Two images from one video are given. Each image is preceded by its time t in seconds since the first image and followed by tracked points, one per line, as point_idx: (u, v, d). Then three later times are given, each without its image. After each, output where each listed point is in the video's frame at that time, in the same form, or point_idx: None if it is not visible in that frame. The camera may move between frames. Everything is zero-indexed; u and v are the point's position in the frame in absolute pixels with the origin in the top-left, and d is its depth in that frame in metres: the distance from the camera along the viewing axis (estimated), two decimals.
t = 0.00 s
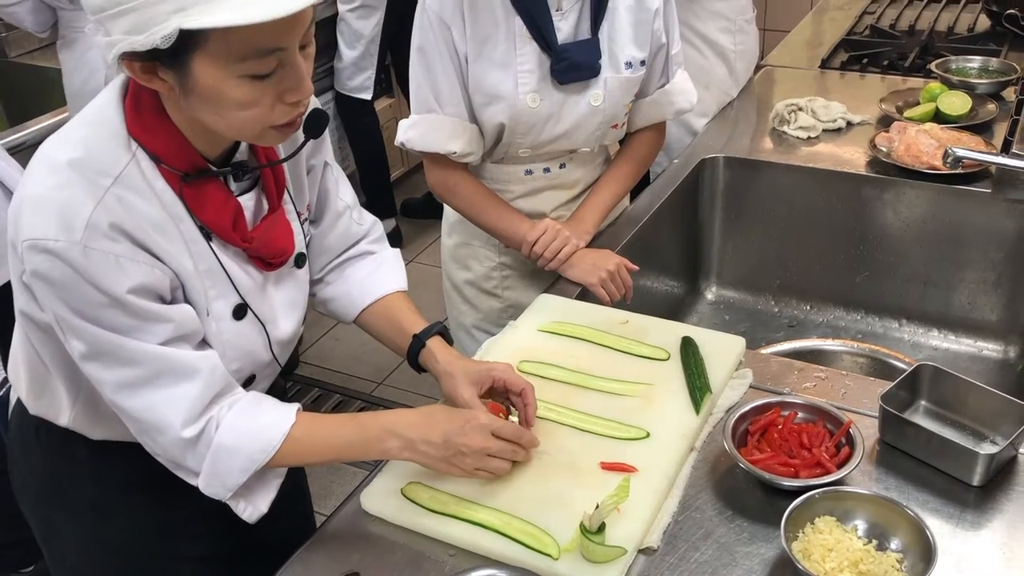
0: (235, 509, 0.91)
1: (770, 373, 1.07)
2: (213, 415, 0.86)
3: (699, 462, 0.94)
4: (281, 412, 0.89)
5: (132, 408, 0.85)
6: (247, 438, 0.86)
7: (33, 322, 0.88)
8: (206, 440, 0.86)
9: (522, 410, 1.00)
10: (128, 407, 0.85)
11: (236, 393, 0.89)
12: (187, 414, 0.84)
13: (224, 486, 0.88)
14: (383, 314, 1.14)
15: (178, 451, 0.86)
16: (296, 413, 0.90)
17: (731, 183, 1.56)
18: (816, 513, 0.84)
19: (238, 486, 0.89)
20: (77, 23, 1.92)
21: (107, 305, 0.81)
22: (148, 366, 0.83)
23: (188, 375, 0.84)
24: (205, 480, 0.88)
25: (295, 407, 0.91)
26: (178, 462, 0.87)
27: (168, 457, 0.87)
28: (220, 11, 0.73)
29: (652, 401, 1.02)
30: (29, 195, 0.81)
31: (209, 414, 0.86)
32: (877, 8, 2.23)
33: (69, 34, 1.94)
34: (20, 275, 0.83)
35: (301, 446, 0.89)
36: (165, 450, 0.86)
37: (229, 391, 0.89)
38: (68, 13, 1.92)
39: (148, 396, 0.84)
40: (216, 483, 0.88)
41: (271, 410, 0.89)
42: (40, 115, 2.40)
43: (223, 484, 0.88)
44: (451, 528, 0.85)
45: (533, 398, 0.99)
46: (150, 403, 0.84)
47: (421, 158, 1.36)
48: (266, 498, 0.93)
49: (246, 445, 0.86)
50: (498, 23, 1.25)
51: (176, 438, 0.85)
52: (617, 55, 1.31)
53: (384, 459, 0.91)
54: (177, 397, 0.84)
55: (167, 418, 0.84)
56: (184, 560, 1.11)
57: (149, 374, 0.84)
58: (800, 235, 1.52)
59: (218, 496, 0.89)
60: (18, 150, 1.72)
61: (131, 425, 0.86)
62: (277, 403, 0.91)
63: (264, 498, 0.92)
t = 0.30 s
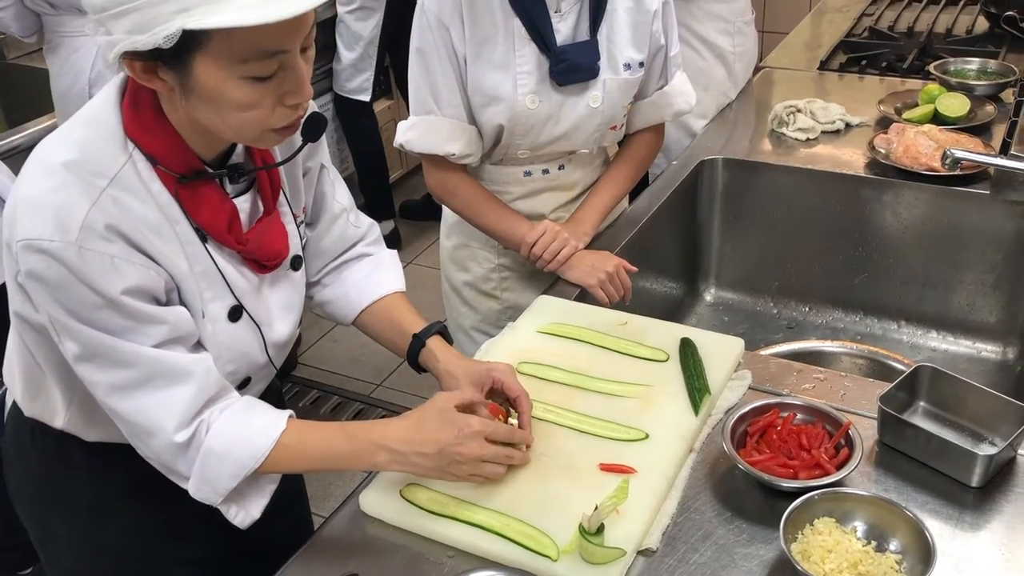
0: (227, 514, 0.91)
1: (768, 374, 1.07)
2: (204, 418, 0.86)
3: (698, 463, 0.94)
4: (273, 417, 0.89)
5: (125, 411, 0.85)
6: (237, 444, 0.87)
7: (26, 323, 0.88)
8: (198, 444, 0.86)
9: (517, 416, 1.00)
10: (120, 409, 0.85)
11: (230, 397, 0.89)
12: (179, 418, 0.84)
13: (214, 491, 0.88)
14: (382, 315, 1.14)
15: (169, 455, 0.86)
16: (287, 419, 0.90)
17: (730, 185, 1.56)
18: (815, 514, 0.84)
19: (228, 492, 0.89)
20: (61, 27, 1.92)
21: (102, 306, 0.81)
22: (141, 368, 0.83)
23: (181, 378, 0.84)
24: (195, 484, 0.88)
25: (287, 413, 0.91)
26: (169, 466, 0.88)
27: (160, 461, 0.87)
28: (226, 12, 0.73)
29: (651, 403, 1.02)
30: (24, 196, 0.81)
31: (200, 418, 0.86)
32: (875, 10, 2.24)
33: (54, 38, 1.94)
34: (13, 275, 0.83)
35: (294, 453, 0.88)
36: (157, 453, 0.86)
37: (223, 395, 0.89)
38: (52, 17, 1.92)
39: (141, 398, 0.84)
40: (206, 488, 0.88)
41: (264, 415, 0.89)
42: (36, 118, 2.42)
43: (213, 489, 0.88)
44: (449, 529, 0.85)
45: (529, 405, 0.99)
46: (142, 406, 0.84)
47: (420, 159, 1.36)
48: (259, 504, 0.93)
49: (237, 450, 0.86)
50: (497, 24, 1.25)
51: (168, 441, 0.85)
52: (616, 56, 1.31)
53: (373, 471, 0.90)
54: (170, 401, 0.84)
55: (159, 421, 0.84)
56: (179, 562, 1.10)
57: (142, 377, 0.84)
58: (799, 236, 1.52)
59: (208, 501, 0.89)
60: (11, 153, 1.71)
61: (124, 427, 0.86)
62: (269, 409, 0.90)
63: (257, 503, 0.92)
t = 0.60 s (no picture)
0: (224, 517, 0.91)
1: (767, 376, 1.07)
2: (203, 420, 0.86)
3: (696, 465, 0.94)
4: (272, 420, 0.89)
5: (122, 412, 0.85)
6: (236, 446, 0.87)
7: (23, 324, 0.88)
8: (196, 446, 0.86)
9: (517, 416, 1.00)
10: (118, 410, 0.85)
11: (228, 399, 0.89)
12: (177, 419, 0.84)
13: (213, 494, 0.88)
14: (380, 317, 1.14)
15: (167, 456, 0.86)
16: (286, 421, 0.90)
17: (728, 187, 1.56)
18: (813, 516, 0.84)
19: (226, 494, 0.89)
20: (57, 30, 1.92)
21: (100, 306, 0.81)
22: (139, 369, 0.83)
23: (179, 379, 0.84)
24: (194, 486, 0.88)
25: (286, 415, 0.91)
26: (167, 468, 0.88)
27: (158, 462, 0.87)
28: (231, 11, 0.73)
29: (649, 405, 1.02)
30: (22, 196, 0.81)
31: (199, 420, 0.86)
32: (873, 12, 2.24)
33: (49, 41, 1.94)
34: (11, 276, 0.83)
35: (292, 456, 0.88)
36: (154, 454, 0.86)
37: (221, 397, 0.89)
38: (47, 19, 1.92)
39: (139, 399, 0.84)
40: (204, 490, 0.88)
41: (263, 417, 0.89)
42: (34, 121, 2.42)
43: (211, 491, 0.88)
44: (447, 531, 0.85)
45: (527, 405, 0.99)
46: (140, 407, 0.84)
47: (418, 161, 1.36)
48: (256, 507, 0.93)
49: (235, 452, 0.86)
50: (495, 26, 1.25)
51: (167, 442, 0.85)
52: (614, 58, 1.31)
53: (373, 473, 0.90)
54: (167, 402, 0.84)
55: (157, 422, 0.84)
56: (176, 565, 1.11)
57: (140, 377, 0.84)
58: (797, 238, 1.52)
59: (207, 503, 0.89)
60: (10, 155, 1.72)
61: (121, 428, 0.87)
62: (268, 411, 0.91)
63: (254, 506, 0.92)
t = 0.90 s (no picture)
0: (221, 521, 0.91)
1: (765, 379, 1.07)
2: (200, 422, 0.86)
3: (695, 468, 0.94)
4: (271, 423, 0.89)
5: (119, 414, 0.85)
6: (235, 448, 0.87)
7: (20, 328, 0.88)
8: (193, 448, 0.86)
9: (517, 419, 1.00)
10: (114, 412, 0.85)
11: (225, 401, 0.89)
12: (174, 421, 0.85)
13: (210, 497, 0.88)
14: (378, 324, 1.14)
15: (163, 458, 0.86)
16: (284, 425, 0.90)
17: (726, 190, 1.56)
18: (811, 519, 0.84)
19: (223, 497, 0.89)
20: (56, 32, 1.93)
21: (97, 307, 0.81)
22: (136, 370, 0.83)
23: (176, 381, 0.85)
24: (191, 488, 0.88)
25: (285, 418, 0.91)
26: (163, 470, 0.88)
27: (154, 464, 0.87)
28: (223, 10, 0.74)
29: (648, 408, 1.02)
30: (20, 197, 0.81)
31: (196, 422, 0.86)
32: (871, 14, 2.25)
33: (49, 43, 1.95)
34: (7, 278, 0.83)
35: (292, 460, 0.88)
36: (151, 456, 0.86)
37: (218, 400, 0.89)
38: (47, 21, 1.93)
39: (135, 400, 0.84)
40: (201, 493, 0.88)
41: (262, 420, 0.89)
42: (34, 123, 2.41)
43: (208, 495, 0.88)
44: (446, 535, 0.86)
45: (526, 407, 0.99)
46: (136, 408, 0.84)
47: (417, 164, 1.36)
48: (252, 510, 0.93)
49: (233, 456, 0.87)
50: (494, 29, 1.26)
51: (163, 443, 0.85)
52: (613, 62, 1.32)
53: (372, 475, 0.90)
54: (165, 404, 0.84)
55: (154, 423, 0.84)
56: (175, 569, 1.11)
57: (137, 379, 0.84)
58: (795, 241, 1.53)
59: (204, 506, 0.89)
60: (11, 157, 1.72)
61: (117, 430, 0.87)
62: (267, 414, 0.91)
63: (250, 510, 0.92)
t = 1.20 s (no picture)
0: (209, 514, 0.91)
1: (764, 378, 1.07)
2: (190, 414, 0.86)
3: (694, 468, 0.94)
4: (264, 417, 0.89)
5: (106, 404, 0.84)
6: (227, 441, 0.87)
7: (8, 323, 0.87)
8: (183, 439, 0.86)
9: (517, 419, 1.00)
10: (102, 402, 0.84)
11: (215, 394, 0.89)
12: (163, 411, 0.84)
13: (199, 490, 0.88)
14: (375, 336, 1.14)
15: (152, 448, 0.86)
16: (278, 420, 0.90)
17: (725, 189, 1.56)
18: (810, 519, 0.83)
19: (212, 491, 0.89)
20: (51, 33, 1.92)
21: (81, 295, 0.80)
22: (124, 359, 0.83)
23: (165, 371, 0.84)
24: (180, 480, 0.88)
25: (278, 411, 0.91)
26: (152, 461, 0.88)
27: (143, 455, 0.87)
28: None
29: (647, 408, 1.02)
30: (7, 184, 0.81)
31: (185, 413, 0.86)
32: (869, 13, 2.24)
33: (43, 44, 1.94)
34: None
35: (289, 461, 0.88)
36: (139, 446, 0.86)
37: (210, 392, 0.89)
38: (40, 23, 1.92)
39: (123, 390, 0.84)
40: (191, 486, 0.88)
41: (255, 414, 0.89)
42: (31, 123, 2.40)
43: (197, 487, 0.88)
44: (445, 536, 0.85)
45: (524, 407, 0.99)
46: (124, 399, 0.84)
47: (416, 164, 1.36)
48: (241, 505, 0.93)
49: (226, 449, 0.87)
50: (492, 28, 1.25)
51: (152, 433, 0.85)
52: (611, 61, 1.31)
53: (368, 475, 0.90)
54: (153, 394, 0.84)
55: (142, 414, 0.84)
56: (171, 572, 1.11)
57: (125, 368, 0.83)
58: (794, 240, 1.52)
59: (193, 500, 0.89)
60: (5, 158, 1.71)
61: (105, 420, 0.86)
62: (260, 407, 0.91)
63: (239, 504, 0.92)
